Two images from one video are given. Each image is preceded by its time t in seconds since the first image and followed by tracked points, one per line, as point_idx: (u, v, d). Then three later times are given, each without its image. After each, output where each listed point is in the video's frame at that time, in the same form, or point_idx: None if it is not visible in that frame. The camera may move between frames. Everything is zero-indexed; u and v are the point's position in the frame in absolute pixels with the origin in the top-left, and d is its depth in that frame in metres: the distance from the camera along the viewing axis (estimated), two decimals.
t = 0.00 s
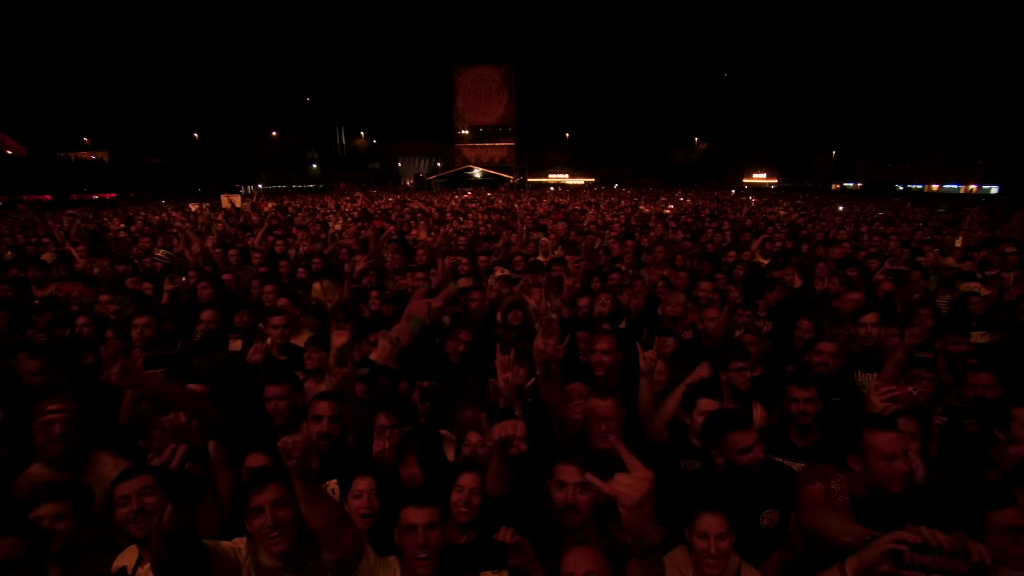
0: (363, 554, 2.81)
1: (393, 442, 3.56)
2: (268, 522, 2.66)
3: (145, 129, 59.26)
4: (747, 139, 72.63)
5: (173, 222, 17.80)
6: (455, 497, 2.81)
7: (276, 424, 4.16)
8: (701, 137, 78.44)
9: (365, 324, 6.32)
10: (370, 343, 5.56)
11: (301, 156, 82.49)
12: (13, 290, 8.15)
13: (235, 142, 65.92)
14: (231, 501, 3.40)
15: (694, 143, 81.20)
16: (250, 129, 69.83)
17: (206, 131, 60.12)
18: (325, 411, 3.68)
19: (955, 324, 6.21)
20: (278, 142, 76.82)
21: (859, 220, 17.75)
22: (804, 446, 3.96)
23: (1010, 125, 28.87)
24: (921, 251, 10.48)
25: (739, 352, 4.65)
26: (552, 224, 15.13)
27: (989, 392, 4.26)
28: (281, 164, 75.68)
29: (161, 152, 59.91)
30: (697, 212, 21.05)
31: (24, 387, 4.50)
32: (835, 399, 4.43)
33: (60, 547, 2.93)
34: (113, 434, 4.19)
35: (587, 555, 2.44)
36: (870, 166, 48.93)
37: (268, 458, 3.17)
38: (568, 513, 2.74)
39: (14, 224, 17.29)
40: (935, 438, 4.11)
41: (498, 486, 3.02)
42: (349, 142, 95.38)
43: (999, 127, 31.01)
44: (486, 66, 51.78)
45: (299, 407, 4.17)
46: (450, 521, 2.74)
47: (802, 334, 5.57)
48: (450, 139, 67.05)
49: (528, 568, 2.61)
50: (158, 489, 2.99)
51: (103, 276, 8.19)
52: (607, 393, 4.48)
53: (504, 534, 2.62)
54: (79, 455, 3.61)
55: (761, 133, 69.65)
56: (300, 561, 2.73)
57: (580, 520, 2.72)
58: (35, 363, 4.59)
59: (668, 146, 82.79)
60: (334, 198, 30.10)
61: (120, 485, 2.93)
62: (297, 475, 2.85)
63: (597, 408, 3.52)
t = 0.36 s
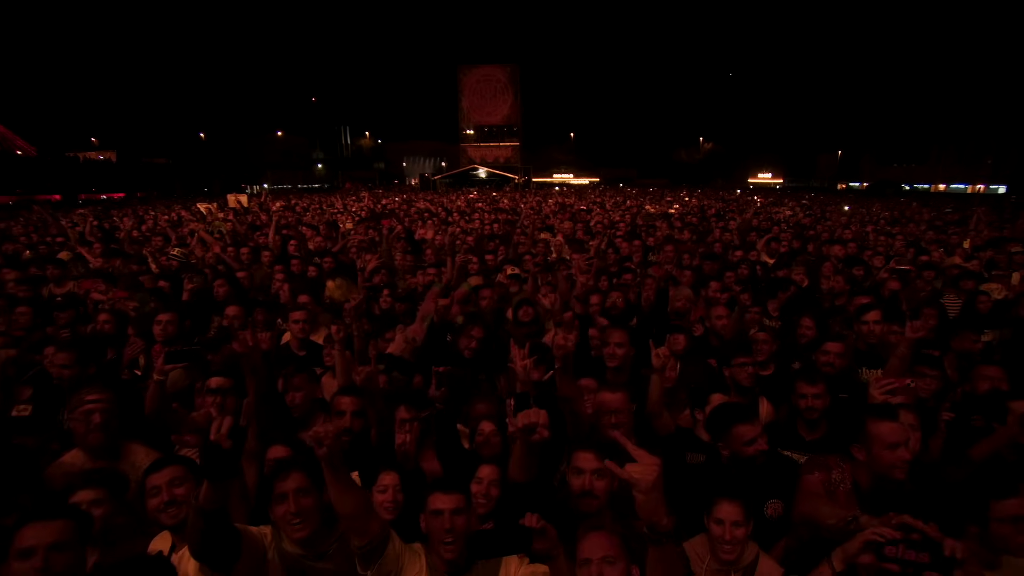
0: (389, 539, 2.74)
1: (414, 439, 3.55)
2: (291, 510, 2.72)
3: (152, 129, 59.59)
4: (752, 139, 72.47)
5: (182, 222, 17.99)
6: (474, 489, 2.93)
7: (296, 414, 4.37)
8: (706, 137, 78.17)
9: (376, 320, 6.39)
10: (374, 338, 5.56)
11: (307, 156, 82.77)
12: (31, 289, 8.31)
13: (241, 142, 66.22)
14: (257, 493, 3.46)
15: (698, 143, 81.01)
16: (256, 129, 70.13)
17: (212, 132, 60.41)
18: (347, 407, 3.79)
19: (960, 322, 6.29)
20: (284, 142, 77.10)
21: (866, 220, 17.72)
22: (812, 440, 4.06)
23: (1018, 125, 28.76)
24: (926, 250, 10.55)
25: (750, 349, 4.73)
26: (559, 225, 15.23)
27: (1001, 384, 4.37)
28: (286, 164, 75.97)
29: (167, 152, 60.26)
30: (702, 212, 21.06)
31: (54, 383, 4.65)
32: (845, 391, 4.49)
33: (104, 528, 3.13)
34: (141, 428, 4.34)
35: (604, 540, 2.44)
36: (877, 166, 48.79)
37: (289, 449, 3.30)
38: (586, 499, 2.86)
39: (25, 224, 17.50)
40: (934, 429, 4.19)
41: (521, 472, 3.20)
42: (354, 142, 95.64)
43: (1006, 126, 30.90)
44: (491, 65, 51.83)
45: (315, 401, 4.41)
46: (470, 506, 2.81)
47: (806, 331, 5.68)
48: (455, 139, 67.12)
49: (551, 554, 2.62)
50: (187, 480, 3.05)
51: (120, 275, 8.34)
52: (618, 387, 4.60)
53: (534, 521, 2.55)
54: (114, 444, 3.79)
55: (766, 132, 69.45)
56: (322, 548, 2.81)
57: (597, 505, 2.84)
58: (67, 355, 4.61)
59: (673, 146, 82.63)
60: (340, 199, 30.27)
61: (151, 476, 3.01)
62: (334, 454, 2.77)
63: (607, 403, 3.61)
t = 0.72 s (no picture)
0: (415, 524, 2.87)
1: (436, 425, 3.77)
2: (325, 495, 2.65)
3: (159, 129, 60.00)
4: (757, 139, 72.35)
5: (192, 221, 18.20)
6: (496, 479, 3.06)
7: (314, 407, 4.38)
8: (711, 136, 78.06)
9: (390, 316, 6.49)
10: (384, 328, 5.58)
11: (312, 157, 83.14)
12: (51, 289, 8.48)
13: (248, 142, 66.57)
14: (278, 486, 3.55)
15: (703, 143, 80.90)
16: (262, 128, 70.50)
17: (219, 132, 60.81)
18: (366, 401, 3.74)
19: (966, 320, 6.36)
20: (289, 142, 77.44)
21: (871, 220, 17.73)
22: (818, 434, 4.16)
23: None
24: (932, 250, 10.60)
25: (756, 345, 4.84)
26: (565, 225, 15.33)
27: (1009, 379, 4.41)
28: (292, 164, 76.31)
29: (175, 152, 60.70)
30: (707, 212, 21.14)
31: (82, 380, 4.80)
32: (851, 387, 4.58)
33: (133, 515, 3.19)
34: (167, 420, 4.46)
35: (619, 525, 2.49)
36: (883, 166, 48.63)
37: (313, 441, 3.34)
38: (608, 484, 2.97)
39: (38, 224, 17.75)
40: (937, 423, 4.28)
41: (543, 459, 3.39)
42: (359, 142, 95.95)
43: (1014, 126, 30.80)
44: (496, 66, 51.97)
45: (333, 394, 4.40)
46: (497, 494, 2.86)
47: (814, 329, 5.77)
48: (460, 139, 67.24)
49: (575, 543, 2.71)
50: (217, 473, 3.13)
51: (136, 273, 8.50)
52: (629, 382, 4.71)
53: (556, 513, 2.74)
54: (143, 432, 3.91)
55: (772, 132, 69.28)
56: (351, 532, 2.74)
57: (618, 490, 2.96)
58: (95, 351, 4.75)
59: (678, 146, 82.55)
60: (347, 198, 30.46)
61: (183, 469, 3.09)
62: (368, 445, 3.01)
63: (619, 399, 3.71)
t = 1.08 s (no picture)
0: (446, 499, 2.93)
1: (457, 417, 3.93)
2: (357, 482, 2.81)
3: (167, 128, 60.36)
4: (762, 138, 72.15)
5: (203, 221, 18.38)
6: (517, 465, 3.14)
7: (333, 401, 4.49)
8: (717, 136, 77.86)
9: (402, 313, 6.60)
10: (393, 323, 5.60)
11: (318, 156, 83.44)
12: (69, 287, 8.64)
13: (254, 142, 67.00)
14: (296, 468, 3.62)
15: (709, 142, 80.72)
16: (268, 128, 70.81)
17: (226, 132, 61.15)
18: (382, 395, 4.01)
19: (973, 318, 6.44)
20: (295, 142, 77.70)
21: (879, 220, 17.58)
22: (824, 426, 4.29)
23: None
24: (939, 250, 10.66)
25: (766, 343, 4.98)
26: (571, 224, 15.41)
27: (1016, 376, 4.45)
28: (298, 164, 76.63)
29: (182, 153, 61.15)
30: (713, 212, 21.17)
31: (110, 373, 4.96)
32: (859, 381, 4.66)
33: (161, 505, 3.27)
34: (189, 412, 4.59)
35: (640, 508, 2.60)
36: (890, 166, 48.43)
37: (335, 435, 3.28)
38: (624, 472, 3.09)
39: (49, 223, 17.96)
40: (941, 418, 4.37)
41: (562, 445, 3.60)
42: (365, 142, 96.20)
43: None
44: (502, 65, 51.98)
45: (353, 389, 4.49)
46: (522, 480, 2.97)
47: (823, 326, 5.86)
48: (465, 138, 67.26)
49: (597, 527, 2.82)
50: (245, 463, 3.01)
51: (154, 271, 8.67)
52: (639, 377, 4.83)
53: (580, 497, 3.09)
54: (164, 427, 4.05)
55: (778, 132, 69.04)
56: (381, 515, 2.88)
57: (635, 477, 3.08)
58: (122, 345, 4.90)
59: (683, 145, 82.39)
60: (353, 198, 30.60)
61: (210, 459, 2.96)
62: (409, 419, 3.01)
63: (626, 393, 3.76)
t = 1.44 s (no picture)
0: (473, 485, 3.12)
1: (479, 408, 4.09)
2: (387, 476, 2.97)
3: (174, 128, 60.82)
4: (768, 138, 71.92)
5: (212, 220, 18.56)
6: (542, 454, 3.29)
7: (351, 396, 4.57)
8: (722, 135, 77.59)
9: (414, 309, 6.71)
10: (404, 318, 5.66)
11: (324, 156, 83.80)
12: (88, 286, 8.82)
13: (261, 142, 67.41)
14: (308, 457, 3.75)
15: (714, 142, 80.62)
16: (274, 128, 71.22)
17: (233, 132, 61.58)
18: (397, 388, 4.04)
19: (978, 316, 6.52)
20: (301, 142, 78.06)
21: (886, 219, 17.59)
22: (831, 419, 4.40)
23: None
24: (945, 249, 10.72)
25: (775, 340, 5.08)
26: (579, 224, 15.48)
27: (1015, 371, 4.59)
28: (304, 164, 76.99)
29: (190, 153, 61.58)
30: (719, 212, 21.21)
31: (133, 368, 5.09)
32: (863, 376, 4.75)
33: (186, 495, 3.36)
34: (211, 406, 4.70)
35: (654, 494, 2.70)
36: (897, 165, 48.28)
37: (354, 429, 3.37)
38: (637, 461, 3.21)
39: (65, 222, 18.27)
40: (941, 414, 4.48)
41: (581, 433, 3.80)
42: (370, 142, 96.51)
43: None
44: (508, 65, 52.13)
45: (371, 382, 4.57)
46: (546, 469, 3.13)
47: (829, 324, 5.96)
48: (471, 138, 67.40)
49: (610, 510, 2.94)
50: (274, 453, 3.07)
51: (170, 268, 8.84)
52: (650, 372, 4.93)
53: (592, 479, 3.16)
54: (188, 420, 4.16)
55: (784, 132, 68.89)
56: (409, 509, 3.05)
57: (648, 465, 3.20)
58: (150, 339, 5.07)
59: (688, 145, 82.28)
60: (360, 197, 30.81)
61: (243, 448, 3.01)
62: (443, 412, 3.41)
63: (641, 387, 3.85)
